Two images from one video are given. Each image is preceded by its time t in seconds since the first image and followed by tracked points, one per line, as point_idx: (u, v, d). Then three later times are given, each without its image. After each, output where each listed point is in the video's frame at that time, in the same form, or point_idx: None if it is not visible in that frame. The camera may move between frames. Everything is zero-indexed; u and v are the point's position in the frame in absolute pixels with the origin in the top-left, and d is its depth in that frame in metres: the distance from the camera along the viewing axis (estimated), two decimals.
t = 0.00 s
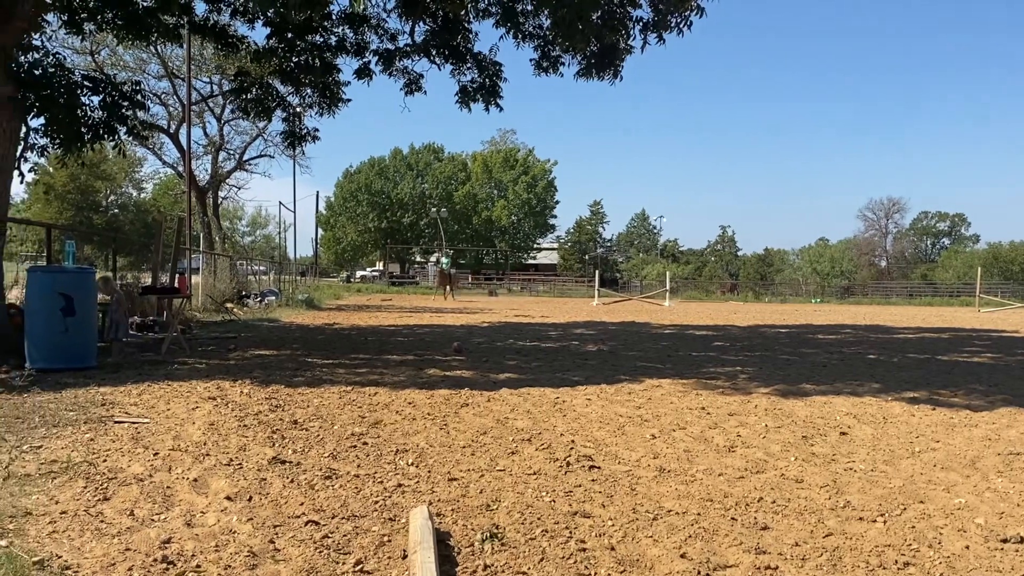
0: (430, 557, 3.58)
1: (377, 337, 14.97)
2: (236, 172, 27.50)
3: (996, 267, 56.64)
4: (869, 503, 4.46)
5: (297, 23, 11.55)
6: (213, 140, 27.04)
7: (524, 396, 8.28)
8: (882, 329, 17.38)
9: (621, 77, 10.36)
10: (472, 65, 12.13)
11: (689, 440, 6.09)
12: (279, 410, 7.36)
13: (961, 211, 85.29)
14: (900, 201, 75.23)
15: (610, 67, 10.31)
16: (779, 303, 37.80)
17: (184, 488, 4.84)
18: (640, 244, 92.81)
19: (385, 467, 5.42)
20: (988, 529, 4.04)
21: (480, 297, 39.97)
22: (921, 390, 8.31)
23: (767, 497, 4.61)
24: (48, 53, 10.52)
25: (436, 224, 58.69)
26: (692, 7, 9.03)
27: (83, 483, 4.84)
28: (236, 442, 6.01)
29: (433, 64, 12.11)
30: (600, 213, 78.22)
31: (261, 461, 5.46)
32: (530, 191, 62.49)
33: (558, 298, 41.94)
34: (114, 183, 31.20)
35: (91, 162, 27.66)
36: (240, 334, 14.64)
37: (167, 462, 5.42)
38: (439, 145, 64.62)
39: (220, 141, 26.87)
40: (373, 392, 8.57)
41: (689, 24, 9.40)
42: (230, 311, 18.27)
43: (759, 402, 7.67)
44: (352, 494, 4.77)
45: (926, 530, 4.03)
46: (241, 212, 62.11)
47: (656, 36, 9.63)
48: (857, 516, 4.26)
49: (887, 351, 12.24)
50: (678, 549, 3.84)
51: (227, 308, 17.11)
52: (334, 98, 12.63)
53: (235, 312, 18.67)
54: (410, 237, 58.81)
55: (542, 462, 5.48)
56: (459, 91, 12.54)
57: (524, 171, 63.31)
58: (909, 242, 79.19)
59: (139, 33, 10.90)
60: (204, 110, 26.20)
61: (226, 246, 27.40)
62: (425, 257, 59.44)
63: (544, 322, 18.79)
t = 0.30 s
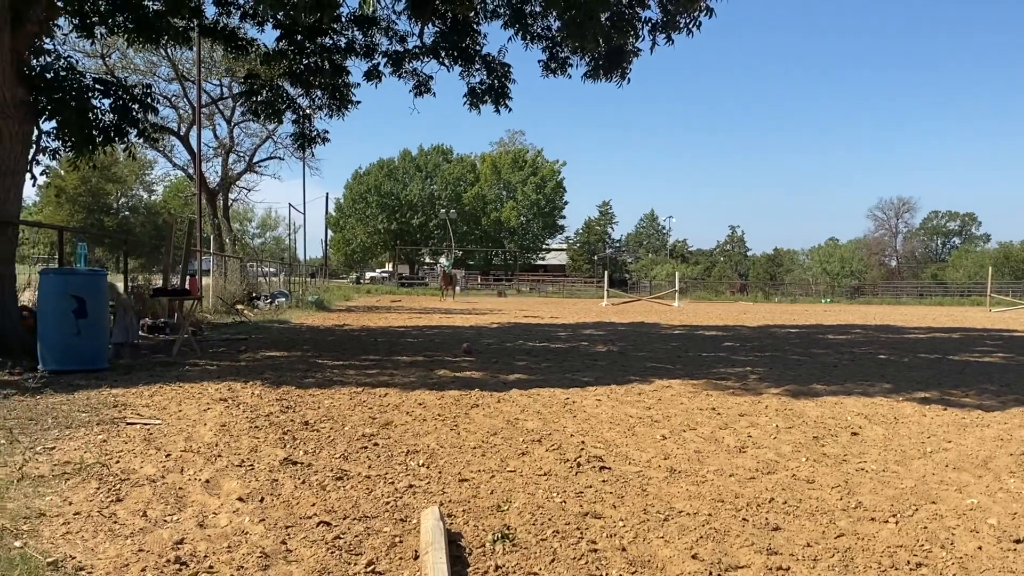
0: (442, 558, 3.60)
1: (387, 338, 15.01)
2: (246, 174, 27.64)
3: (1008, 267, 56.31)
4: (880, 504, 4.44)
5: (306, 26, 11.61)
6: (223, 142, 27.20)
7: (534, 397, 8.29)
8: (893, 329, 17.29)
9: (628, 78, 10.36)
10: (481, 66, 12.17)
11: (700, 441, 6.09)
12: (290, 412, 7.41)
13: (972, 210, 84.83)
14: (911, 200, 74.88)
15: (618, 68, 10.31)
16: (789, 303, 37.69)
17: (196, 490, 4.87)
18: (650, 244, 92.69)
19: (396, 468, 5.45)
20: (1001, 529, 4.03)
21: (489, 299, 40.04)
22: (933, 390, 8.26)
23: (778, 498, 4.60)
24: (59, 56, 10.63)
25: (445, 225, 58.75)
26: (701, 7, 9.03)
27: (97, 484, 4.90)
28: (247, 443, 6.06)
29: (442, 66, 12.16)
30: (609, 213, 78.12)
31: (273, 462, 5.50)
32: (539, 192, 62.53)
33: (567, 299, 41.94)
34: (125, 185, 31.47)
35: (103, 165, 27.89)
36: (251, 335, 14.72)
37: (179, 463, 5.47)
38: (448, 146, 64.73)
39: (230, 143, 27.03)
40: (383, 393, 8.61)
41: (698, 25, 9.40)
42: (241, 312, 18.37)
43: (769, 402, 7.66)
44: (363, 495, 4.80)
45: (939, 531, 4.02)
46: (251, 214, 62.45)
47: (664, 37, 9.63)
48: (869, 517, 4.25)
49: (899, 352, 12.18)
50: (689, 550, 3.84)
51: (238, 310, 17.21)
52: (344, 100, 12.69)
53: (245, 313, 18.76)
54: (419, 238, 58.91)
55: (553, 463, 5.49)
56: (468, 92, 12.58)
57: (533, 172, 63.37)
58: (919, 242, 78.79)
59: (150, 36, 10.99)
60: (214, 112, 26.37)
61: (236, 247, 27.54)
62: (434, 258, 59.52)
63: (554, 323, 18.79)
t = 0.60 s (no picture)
0: (452, 559, 3.62)
1: (395, 340, 15.03)
2: (254, 176, 27.77)
3: (1017, 266, 56.02)
4: (891, 504, 4.43)
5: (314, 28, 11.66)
6: (232, 144, 27.34)
7: (541, 398, 8.29)
8: (902, 329, 17.22)
9: (634, 80, 10.37)
10: (487, 67, 12.20)
11: (709, 441, 6.07)
12: (299, 413, 7.44)
13: (981, 209, 84.54)
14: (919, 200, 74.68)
15: (623, 70, 10.32)
16: (797, 304, 37.63)
17: (206, 491, 4.91)
18: (657, 245, 92.56)
19: (405, 469, 5.47)
20: (1012, 529, 4.01)
21: (496, 300, 40.08)
22: (943, 389, 8.22)
23: (787, 498, 4.60)
24: (69, 60, 10.71)
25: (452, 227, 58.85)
26: (708, 9, 9.04)
27: (107, 485, 4.93)
28: (257, 445, 6.09)
29: (449, 67, 12.19)
30: (617, 213, 78.06)
31: (282, 464, 5.53)
32: (546, 193, 62.59)
33: (575, 300, 41.93)
34: (134, 188, 31.68)
35: (112, 168, 28.07)
36: (260, 337, 14.77)
37: (189, 464, 5.51)
38: (455, 148, 64.86)
39: (238, 145, 27.16)
40: (392, 394, 8.63)
41: (705, 25, 9.40)
42: (249, 314, 18.44)
43: (778, 402, 7.64)
44: (372, 496, 4.82)
45: (949, 531, 4.00)
46: (259, 216, 62.71)
47: (672, 38, 9.65)
48: (879, 517, 4.24)
49: (908, 351, 12.13)
50: (699, 550, 3.84)
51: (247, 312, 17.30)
52: (351, 102, 12.74)
53: (253, 316, 18.83)
54: (427, 239, 59.01)
55: (561, 464, 5.49)
56: (475, 93, 12.60)
57: (540, 173, 63.45)
58: (928, 241, 78.54)
59: (158, 39, 11.07)
60: (222, 115, 26.52)
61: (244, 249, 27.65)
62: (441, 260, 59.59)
63: (561, 324, 18.78)
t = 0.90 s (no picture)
0: (459, 560, 3.62)
1: (401, 341, 15.05)
2: (259, 178, 27.84)
3: None
4: (898, 504, 4.42)
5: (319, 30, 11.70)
6: (237, 147, 27.42)
7: (547, 398, 8.30)
8: (909, 329, 17.15)
9: (637, 82, 10.36)
10: (492, 69, 12.22)
11: (715, 442, 6.07)
12: (305, 415, 7.47)
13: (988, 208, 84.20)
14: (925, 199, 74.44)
15: (626, 72, 10.32)
16: (802, 304, 37.54)
17: (213, 493, 4.93)
18: (663, 245, 92.44)
19: (411, 470, 5.48)
20: (1019, 530, 4.00)
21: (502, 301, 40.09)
22: (950, 389, 8.19)
23: (794, 498, 4.59)
24: (75, 63, 10.77)
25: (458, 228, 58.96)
26: (712, 9, 9.04)
27: (115, 487, 4.96)
28: (264, 447, 6.11)
29: (454, 69, 12.22)
30: (622, 214, 77.95)
31: (289, 466, 5.55)
32: (551, 194, 62.59)
33: (581, 301, 41.92)
34: (140, 191, 31.81)
35: (118, 171, 28.20)
36: (266, 339, 14.82)
37: (196, 466, 5.54)
38: (460, 149, 64.91)
39: (244, 147, 27.23)
40: (398, 395, 8.65)
41: (710, 25, 9.40)
42: (255, 316, 18.50)
43: (784, 402, 7.63)
44: (379, 497, 4.83)
45: (957, 531, 3.99)
46: (265, 218, 62.85)
47: (676, 39, 9.64)
48: (886, 517, 4.23)
49: (914, 351, 12.09)
50: (706, 551, 3.84)
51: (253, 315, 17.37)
52: (357, 103, 12.78)
53: (259, 318, 18.89)
54: (432, 240, 59.11)
55: (568, 465, 5.49)
56: (480, 95, 12.62)
57: (545, 174, 63.47)
58: (934, 240, 78.26)
59: (163, 42, 11.12)
60: (227, 117, 26.61)
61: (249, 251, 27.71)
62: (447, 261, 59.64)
63: (567, 325, 18.77)
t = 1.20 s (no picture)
0: (463, 562, 3.63)
1: (405, 343, 15.07)
2: (263, 181, 27.87)
3: None
4: (903, 505, 4.41)
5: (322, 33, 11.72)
6: (241, 150, 27.44)
7: (551, 400, 8.31)
8: (913, 329, 17.12)
9: (638, 84, 10.37)
10: (494, 71, 12.23)
11: (720, 443, 6.06)
12: (309, 417, 7.48)
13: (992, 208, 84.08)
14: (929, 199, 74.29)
15: (627, 74, 10.32)
16: (806, 304, 37.49)
17: (218, 496, 4.94)
18: (666, 245, 92.41)
19: (416, 472, 5.48)
20: None
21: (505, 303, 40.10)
22: (954, 389, 8.17)
23: (799, 499, 4.58)
24: (79, 67, 10.81)
25: (461, 230, 59.10)
26: (715, 11, 9.04)
27: (120, 490, 4.98)
28: (268, 449, 6.13)
29: (457, 71, 12.24)
30: (625, 215, 77.91)
31: (294, 468, 5.56)
32: (555, 196, 62.61)
33: (584, 301, 41.91)
34: (144, 194, 31.87)
35: (122, 175, 28.27)
36: (270, 342, 14.84)
37: (201, 469, 5.55)
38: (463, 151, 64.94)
39: (247, 150, 27.26)
40: (402, 397, 8.65)
41: (712, 27, 9.40)
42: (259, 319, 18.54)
43: (789, 403, 7.63)
44: (383, 499, 4.83)
45: (962, 531, 3.98)
46: (269, 220, 62.99)
47: (678, 40, 9.64)
48: (891, 517, 4.22)
49: (919, 351, 12.06)
50: (711, 552, 3.83)
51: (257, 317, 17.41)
52: (359, 106, 12.80)
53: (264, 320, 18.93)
54: (436, 242, 59.18)
55: (572, 466, 5.49)
56: (483, 97, 12.63)
57: (548, 175, 63.48)
58: (938, 241, 78.13)
59: (167, 45, 11.15)
60: (231, 120, 26.64)
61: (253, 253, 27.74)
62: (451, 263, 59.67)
63: (570, 326, 18.77)
